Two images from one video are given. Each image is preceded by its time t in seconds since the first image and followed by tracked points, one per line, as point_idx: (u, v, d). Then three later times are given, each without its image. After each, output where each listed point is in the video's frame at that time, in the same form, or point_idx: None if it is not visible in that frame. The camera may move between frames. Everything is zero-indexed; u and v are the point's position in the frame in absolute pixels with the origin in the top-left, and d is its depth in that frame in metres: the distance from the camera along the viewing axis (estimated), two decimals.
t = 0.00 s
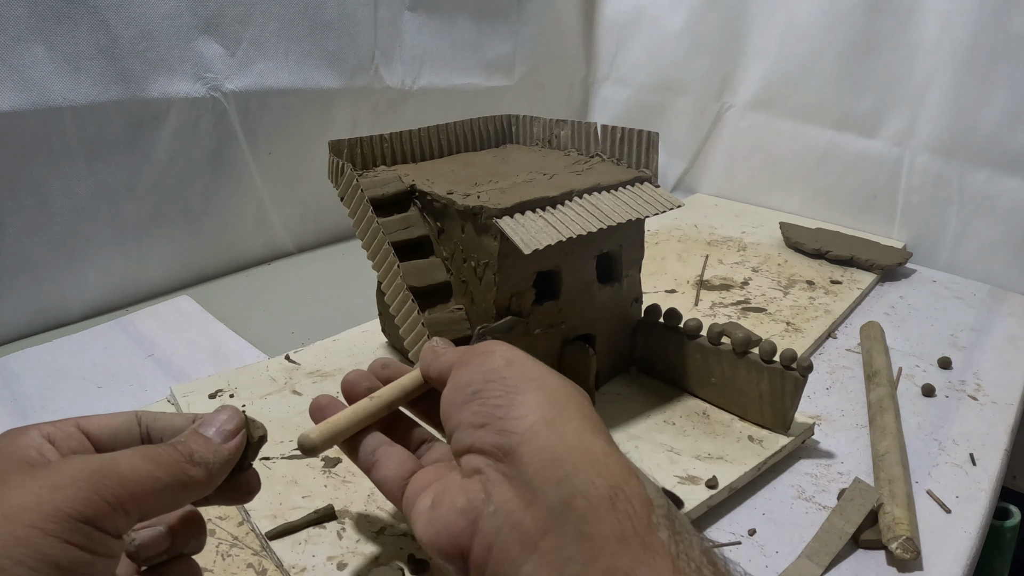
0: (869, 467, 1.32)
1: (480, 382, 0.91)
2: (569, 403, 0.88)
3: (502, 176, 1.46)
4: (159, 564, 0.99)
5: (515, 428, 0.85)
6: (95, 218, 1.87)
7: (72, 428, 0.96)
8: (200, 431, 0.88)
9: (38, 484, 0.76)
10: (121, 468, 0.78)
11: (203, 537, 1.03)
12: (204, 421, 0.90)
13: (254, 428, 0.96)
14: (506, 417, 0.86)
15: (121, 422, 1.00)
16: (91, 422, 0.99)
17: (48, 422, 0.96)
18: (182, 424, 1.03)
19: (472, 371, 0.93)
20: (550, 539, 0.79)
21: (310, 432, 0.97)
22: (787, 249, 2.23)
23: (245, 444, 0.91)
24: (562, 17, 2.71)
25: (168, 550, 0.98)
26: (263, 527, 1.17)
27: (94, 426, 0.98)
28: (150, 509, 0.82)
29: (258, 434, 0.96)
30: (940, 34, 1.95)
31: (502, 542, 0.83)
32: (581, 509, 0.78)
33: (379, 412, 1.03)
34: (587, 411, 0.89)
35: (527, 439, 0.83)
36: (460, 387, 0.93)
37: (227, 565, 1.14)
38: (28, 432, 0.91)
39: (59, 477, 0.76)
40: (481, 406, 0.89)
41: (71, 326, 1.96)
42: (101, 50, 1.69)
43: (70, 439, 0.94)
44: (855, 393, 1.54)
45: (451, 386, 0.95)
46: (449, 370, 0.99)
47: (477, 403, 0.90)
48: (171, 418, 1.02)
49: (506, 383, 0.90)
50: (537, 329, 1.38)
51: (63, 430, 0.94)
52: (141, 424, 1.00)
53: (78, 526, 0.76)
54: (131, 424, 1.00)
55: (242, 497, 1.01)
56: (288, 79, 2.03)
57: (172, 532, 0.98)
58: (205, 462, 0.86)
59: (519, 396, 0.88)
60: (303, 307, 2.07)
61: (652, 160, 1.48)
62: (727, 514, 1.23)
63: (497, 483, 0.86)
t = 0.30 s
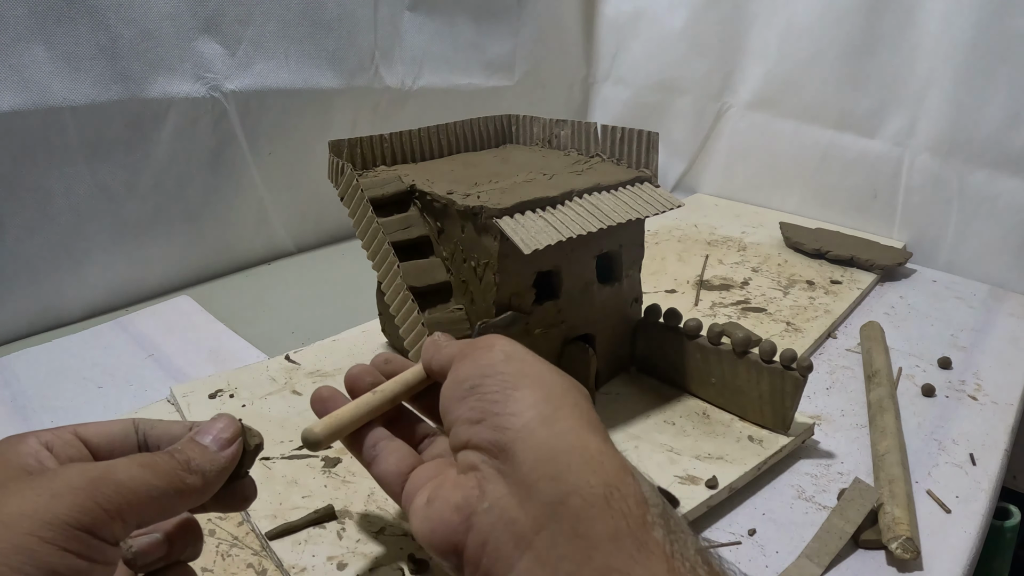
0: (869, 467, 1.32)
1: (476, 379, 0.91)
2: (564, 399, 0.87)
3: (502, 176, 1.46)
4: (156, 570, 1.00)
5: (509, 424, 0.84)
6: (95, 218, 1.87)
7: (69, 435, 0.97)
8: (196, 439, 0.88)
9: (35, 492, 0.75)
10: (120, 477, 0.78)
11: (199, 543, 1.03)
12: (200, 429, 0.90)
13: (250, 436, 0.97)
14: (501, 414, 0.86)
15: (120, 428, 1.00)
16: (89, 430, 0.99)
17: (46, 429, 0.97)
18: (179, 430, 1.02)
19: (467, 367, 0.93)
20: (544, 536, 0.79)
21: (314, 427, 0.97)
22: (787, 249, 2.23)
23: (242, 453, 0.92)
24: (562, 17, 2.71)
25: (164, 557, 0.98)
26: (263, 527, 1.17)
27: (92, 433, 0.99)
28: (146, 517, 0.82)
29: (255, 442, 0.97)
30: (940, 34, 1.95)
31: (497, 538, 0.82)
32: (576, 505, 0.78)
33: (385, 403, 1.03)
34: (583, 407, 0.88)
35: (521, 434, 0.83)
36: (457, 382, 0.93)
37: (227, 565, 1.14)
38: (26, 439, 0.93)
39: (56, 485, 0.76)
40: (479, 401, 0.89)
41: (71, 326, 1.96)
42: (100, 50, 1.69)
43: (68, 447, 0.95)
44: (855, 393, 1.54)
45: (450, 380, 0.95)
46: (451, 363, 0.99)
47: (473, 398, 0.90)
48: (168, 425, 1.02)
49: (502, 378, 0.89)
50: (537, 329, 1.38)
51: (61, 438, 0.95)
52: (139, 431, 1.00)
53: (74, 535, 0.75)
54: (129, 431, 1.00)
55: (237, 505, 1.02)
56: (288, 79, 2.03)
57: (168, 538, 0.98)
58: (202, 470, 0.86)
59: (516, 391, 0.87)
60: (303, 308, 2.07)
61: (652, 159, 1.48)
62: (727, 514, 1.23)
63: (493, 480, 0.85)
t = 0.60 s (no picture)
0: (869, 467, 1.32)
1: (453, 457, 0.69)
2: (564, 495, 0.64)
3: (502, 176, 1.46)
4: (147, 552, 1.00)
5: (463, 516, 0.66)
6: (95, 218, 1.87)
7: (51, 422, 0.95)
8: (188, 428, 0.81)
9: (26, 490, 0.71)
10: (112, 475, 0.74)
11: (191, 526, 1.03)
12: (194, 419, 0.83)
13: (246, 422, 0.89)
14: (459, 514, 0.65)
15: (102, 406, 1.00)
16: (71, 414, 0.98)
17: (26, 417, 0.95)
18: (164, 399, 1.02)
19: (442, 435, 0.71)
20: None
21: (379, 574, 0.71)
22: (787, 249, 2.23)
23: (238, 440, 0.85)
24: (562, 17, 2.71)
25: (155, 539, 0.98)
26: (263, 528, 1.17)
27: (75, 417, 0.98)
28: (142, 513, 0.77)
29: (250, 427, 0.90)
30: (940, 34, 1.95)
31: None
32: None
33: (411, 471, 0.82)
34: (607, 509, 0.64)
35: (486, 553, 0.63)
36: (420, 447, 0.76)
37: (227, 565, 1.14)
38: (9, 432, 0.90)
39: (48, 483, 0.72)
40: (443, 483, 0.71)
41: (71, 325, 1.96)
42: (100, 50, 1.69)
43: (52, 434, 0.95)
44: (855, 393, 1.54)
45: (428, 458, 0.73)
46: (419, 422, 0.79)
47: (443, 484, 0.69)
48: (153, 398, 1.02)
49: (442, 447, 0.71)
50: (537, 329, 1.39)
51: (43, 425, 0.94)
52: (125, 406, 1.00)
53: (70, 532, 0.72)
54: (114, 407, 1.00)
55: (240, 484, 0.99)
56: (287, 80, 2.03)
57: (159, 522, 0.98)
58: (196, 463, 0.80)
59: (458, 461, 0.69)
60: (303, 308, 2.07)
61: (652, 159, 1.48)
62: (727, 514, 1.23)
63: None
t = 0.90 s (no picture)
0: (869, 467, 1.32)
1: (452, 516, 0.67)
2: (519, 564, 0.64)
3: (501, 176, 1.47)
4: (170, 496, 0.97)
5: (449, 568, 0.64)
6: (95, 218, 1.87)
7: (63, 371, 0.95)
8: (187, 365, 0.80)
9: (25, 446, 0.70)
10: (114, 421, 0.73)
11: (211, 462, 0.98)
12: (190, 354, 0.82)
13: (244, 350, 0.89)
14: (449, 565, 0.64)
15: (118, 354, 0.98)
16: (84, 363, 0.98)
17: (39, 369, 0.95)
18: (182, 342, 1.00)
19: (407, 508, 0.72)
20: None
21: None
22: (786, 249, 2.23)
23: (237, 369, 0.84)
24: (562, 18, 2.71)
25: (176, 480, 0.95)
26: (263, 528, 1.17)
27: (88, 366, 0.97)
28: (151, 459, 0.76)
29: (250, 352, 0.89)
30: (940, 34, 1.95)
31: None
32: None
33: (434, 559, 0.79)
34: None
35: None
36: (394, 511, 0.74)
37: (226, 565, 1.13)
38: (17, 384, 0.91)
39: (47, 437, 0.71)
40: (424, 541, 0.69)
41: (72, 324, 1.96)
42: (101, 50, 1.69)
43: (62, 385, 0.94)
44: (855, 393, 1.54)
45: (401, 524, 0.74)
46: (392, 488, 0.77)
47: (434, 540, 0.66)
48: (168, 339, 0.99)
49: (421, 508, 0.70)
50: (537, 329, 1.39)
51: (53, 376, 0.94)
52: (140, 351, 0.98)
53: (77, 483, 0.71)
54: (129, 354, 0.98)
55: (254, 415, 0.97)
56: (287, 79, 2.03)
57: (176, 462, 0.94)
58: (199, 400, 0.79)
59: (440, 517, 0.68)
60: (303, 308, 2.07)
61: (652, 159, 1.48)
62: (726, 514, 1.23)
63: None
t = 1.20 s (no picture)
0: (869, 467, 1.32)
1: (447, 544, 0.65)
2: None
3: (501, 176, 1.47)
4: (175, 518, 0.98)
5: None
6: (96, 218, 1.87)
7: (75, 394, 0.95)
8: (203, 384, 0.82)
9: (34, 450, 0.71)
10: (119, 426, 0.73)
11: (217, 488, 0.99)
12: (209, 374, 0.83)
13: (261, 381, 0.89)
14: None
15: (128, 382, 0.99)
16: (95, 388, 0.98)
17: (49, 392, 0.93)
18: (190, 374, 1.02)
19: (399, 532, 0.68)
20: None
21: None
22: (787, 249, 2.23)
23: (254, 395, 0.85)
24: (562, 18, 2.71)
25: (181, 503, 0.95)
26: (263, 527, 1.17)
27: (98, 390, 0.97)
28: (156, 468, 0.76)
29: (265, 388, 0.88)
30: (940, 34, 1.95)
31: None
32: None
33: None
34: None
35: None
36: (390, 527, 0.71)
37: (227, 565, 1.15)
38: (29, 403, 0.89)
39: (56, 441, 0.71)
40: (414, 558, 0.67)
41: (72, 325, 1.96)
42: (101, 50, 1.69)
43: (75, 406, 0.93)
44: (855, 393, 1.54)
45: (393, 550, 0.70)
46: (387, 509, 0.75)
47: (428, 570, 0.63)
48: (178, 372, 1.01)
49: (415, 534, 0.67)
50: (537, 329, 1.39)
51: (67, 397, 0.93)
52: (149, 381, 0.99)
53: (81, 489, 0.71)
54: (138, 382, 0.99)
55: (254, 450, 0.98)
56: (287, 79, 2.03)
57: (182, 485, 0.95)
58: (210, 416, 0.80)
59: (436, 550, 0.65)
60: (304, 308, 2.07)
61: (652, 159, 1.48)
62: (726, 514, 1.23)
63: None
